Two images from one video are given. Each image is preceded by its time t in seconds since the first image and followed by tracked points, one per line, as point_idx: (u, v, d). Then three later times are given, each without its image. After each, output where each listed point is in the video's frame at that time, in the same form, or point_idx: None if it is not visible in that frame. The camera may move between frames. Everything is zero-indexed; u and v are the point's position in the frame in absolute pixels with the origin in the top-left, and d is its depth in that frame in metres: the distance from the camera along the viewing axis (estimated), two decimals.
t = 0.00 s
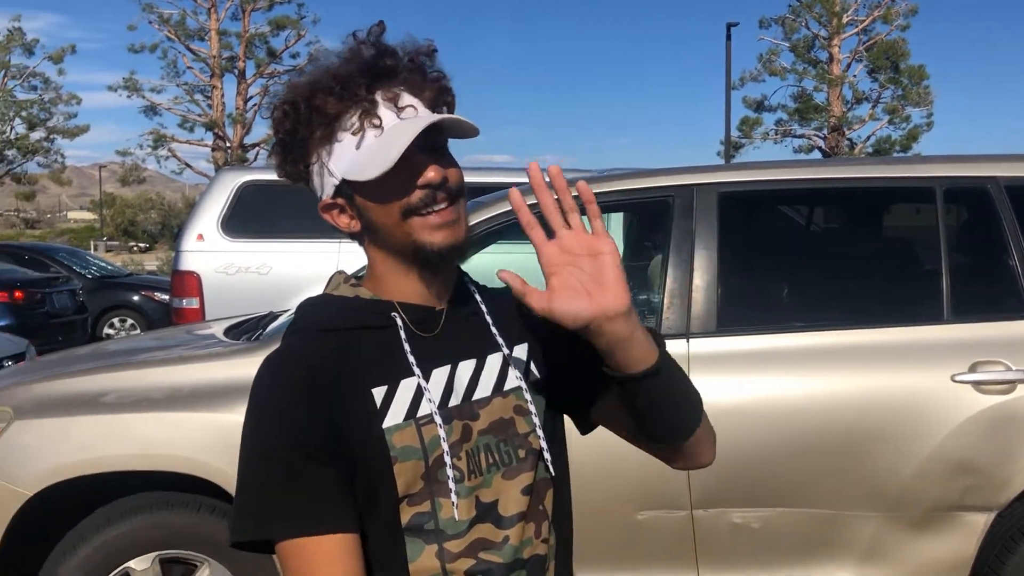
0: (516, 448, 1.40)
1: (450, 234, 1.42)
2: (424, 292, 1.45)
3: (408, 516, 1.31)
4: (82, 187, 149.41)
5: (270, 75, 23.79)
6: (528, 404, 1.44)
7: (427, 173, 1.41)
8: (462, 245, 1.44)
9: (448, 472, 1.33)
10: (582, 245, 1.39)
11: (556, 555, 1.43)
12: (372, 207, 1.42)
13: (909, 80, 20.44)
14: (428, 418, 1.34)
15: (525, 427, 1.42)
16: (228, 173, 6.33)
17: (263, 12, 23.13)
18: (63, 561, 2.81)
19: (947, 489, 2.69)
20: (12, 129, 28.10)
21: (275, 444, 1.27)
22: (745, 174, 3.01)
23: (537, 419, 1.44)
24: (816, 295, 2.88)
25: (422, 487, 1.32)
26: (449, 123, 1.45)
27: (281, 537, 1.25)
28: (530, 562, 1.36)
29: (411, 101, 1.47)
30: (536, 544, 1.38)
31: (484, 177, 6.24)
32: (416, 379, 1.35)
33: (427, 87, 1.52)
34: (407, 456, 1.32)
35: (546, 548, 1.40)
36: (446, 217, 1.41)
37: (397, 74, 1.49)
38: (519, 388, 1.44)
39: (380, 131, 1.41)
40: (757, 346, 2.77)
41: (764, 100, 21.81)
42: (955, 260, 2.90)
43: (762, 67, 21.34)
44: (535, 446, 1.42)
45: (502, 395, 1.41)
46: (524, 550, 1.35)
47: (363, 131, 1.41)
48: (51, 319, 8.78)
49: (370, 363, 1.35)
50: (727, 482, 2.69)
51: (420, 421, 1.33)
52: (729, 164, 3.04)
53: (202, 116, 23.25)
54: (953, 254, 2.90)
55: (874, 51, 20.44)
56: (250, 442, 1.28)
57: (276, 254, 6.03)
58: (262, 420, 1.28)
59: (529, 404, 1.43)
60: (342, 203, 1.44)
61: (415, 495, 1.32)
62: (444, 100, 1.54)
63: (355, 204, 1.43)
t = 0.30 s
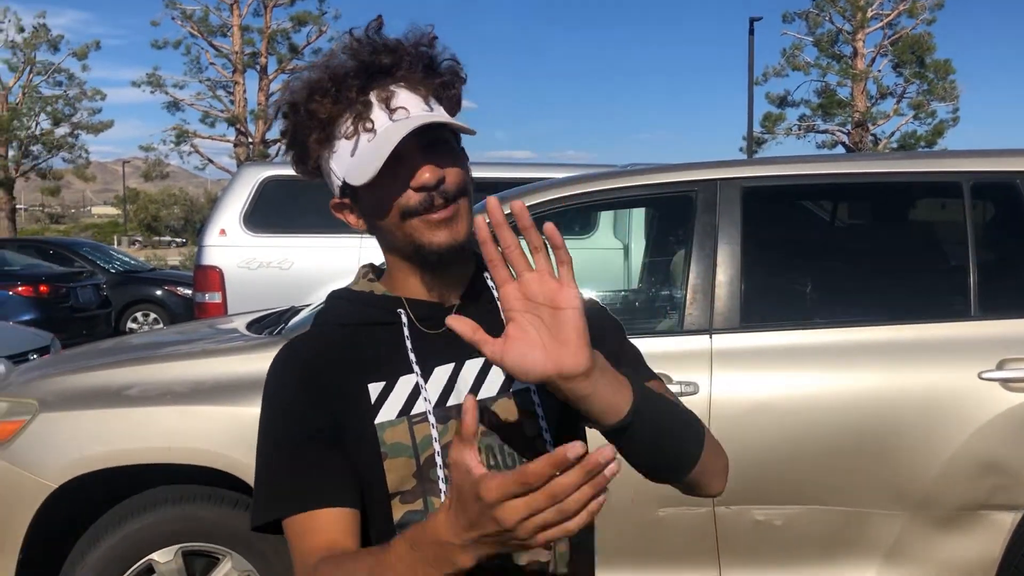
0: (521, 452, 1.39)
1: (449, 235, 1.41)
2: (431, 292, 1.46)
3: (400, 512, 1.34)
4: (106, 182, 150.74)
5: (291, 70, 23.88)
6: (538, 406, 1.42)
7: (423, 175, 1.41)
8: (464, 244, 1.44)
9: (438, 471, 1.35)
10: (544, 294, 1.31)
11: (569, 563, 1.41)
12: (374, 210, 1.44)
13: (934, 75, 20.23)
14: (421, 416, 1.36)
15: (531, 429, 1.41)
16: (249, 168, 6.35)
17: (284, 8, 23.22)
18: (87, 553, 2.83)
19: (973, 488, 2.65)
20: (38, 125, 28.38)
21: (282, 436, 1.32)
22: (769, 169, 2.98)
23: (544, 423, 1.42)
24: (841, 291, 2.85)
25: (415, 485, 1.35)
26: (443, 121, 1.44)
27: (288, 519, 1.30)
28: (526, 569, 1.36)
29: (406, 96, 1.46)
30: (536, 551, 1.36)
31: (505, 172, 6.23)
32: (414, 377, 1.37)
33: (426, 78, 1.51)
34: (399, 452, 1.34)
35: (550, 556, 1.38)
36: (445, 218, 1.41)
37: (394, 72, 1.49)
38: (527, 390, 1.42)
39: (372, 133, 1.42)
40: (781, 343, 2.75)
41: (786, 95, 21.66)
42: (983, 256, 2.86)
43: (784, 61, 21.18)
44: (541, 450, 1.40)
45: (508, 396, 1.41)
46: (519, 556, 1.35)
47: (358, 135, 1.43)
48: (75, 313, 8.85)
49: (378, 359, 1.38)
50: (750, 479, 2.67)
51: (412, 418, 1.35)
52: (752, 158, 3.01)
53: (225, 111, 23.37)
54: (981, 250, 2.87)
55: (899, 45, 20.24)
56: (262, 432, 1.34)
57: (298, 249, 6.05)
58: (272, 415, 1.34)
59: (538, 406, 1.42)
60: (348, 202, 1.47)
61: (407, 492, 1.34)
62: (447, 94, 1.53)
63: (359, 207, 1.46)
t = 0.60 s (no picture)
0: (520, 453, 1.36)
1: (468, 232, 1.44)
2: (454, 288, 1.48)
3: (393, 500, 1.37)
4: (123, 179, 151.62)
5: (307, 67, 23.95)
6: (541, 408, 1.37)
7: (443, 173, 1.44)
8: (485, 242, 1.45)
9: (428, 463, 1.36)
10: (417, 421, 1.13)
11: (573, 574, 1.39)
12: (398, 205, 1.48)
13: (952, 72, 20.08)
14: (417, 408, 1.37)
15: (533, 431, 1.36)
16: (265, 165, 6.38)
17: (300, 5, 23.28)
18: (104, 547, 2.85)
19: (990, 488, 2.64)
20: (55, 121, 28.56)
21: (300, 410, 1.38)
22: (785, 166, 2.97)
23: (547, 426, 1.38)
24: (858, 289, 2.84)
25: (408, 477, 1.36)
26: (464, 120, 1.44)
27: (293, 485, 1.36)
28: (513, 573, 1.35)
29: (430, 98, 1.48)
30: (525, 556, 1.36)
31: (520, 169, 6.23)
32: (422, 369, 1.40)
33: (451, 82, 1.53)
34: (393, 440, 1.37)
35: (541, 564, 1.36)
36: (464, 215, 1.43)
37: (421, 73, 1.51)
38: (533, 391, 1.38)
39: (395, 131, 1.46)
40: (797, 341, 2.74)
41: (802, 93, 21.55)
42: (1001, 255, 2.85)
43: (801, 59, 21.07)
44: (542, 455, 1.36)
45: (512, 396, 1.38)
46: (506, 560, 1.35)
47: (382, 132, 1.47)
48: (92, 309, 8.91)
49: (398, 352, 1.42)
50: (765, 478, 2.66)
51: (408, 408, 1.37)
52: (768, 156, 3.01)
53: (240, 108, 23.46)
54: (1000, 249, 2.85)
55: (916, 42, 20.10)
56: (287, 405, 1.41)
57: (313, 246, 6.07)
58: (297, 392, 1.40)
59: (543, 408, 1.37)
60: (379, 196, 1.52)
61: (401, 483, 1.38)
62: (475, 95, 1.52)
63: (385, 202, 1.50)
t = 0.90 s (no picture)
0: (551, 468, 1.39)
1: (490, 236, 1.48)
2: (478, 292, 1.52)
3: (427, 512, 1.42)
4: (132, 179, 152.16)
5: (316, 68, 24.01)
6: (573, 422, 1.40)
7: (468, 176, 1.49)
8: (508, 246, 1.50)
9: (460, 477, 1.40)
10: None
11: None
12: (426, 207, 1.54)
13: (962, 73, 20.01)
14: (449, 419, 1.41)
15: (566, 446, 1.39)
16: (275, 165, 6.40)
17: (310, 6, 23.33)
18: (114, 546, 2.86)
19: (1000, 489, 2.63)
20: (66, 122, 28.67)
21: (321, 441, 1.43)
22: (794, 167, 2.97)
23: (579, 440, 1.39)
24: (868, 290, 2.83)
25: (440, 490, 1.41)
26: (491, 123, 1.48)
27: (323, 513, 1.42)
28: None
29: (456, 98, 1.52)
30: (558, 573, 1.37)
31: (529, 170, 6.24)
32: (450, 380, 1.42)
33: (480, 80, 1.55)
34: (425, 452, 1.41)
35: None
36: (486, 220, 1.48)
37: (452, 73, 1.55)
38: (564, 404, 1.40)
39: (423, 132, 1.50)
40: (806, 342, 2.74)
41: (812, 93, 21.49)
42: (1012, 257, 2.84)
43: (810, 59, 21.02)
44: (572, 468, 1.39)
45: (543, 408, 1.40)
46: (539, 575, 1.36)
47: (410, 134, 1.52)
48: (102, 309, 8.94)
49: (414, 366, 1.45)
50: (775, 479, 2.65)
51: (440, 420, 1.41)
52: (778, 157, 3.00)
53: (250, 109, 23.53)
54: (1011, 251, 2.85)
55: (927, 42, 20.03)
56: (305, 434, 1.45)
57: (322, 246, 6.08)
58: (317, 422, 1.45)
59: (574, 422, 1.39)
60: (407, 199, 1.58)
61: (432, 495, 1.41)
62: (505, 95, 1.55)
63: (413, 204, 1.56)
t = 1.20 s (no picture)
0: (598, 478, 1.36)
1: (521, 242, 1.46)
2: (507, 297, 1.50)
3: (469, 526, 1.38)
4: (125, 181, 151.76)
5: (309, 70, 24.00)
6: (618, 428, 1.37)
7: (503, 176, 1.46)
8: (539, 254, 1.47)
9: (503, 488, 1.36)
10: None
11: None
12: (458, 203, 1.51)
13: (953, 74, 20.08)
14: (489, 429, 1.38)
15: (613, 453, 1.36)
16: (269, 166, 6.35)
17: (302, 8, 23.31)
18: (106, 548, 2.85)
19: (991, 489, 2.64)
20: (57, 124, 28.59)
21: (347, 459, 1.42)
22: (786, 169, 2.99)
23: (625, 447, 1.37)
24: (859, 291, 2.84)
25: (482, 502, 1.38)
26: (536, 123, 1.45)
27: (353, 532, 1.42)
28: None
29: (499, 91, 1.49)
30: None
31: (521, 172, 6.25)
32: (488, 389, 1.39)
33: (527, 75, 1.52)
34: (465, 463, 1.38)
35: None
36: (519, 224, 1.46)
37: (500, 67, 1.52)
38: (609, 410, 1.38)
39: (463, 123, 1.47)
40: (798, 343, 2.75)
41: (804, 95, 21.54)
42: (1001, 257, 2.85)
43: (802, 60, 21.07)
44: (620, 475, 1.36)
45: (587, 415, 1.37)
46: None
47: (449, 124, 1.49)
48: (93, 311, 8.92)
49: (439, 381, 1.42)
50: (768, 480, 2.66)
51: (479, 430, 1.38)
52: (770, 158, 3.01)
53: (242, 111, 23.51)
54: (1001, 251, 2.86)
55: (918, 43, 20.10)
56: (329, 455, 1.44)
57: (315, 248, 6.07)
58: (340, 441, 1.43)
59: (620, 429, 1.37)
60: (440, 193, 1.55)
61: (476, 507, 1.38)
62: (549, 94, 1.52)
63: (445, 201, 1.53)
